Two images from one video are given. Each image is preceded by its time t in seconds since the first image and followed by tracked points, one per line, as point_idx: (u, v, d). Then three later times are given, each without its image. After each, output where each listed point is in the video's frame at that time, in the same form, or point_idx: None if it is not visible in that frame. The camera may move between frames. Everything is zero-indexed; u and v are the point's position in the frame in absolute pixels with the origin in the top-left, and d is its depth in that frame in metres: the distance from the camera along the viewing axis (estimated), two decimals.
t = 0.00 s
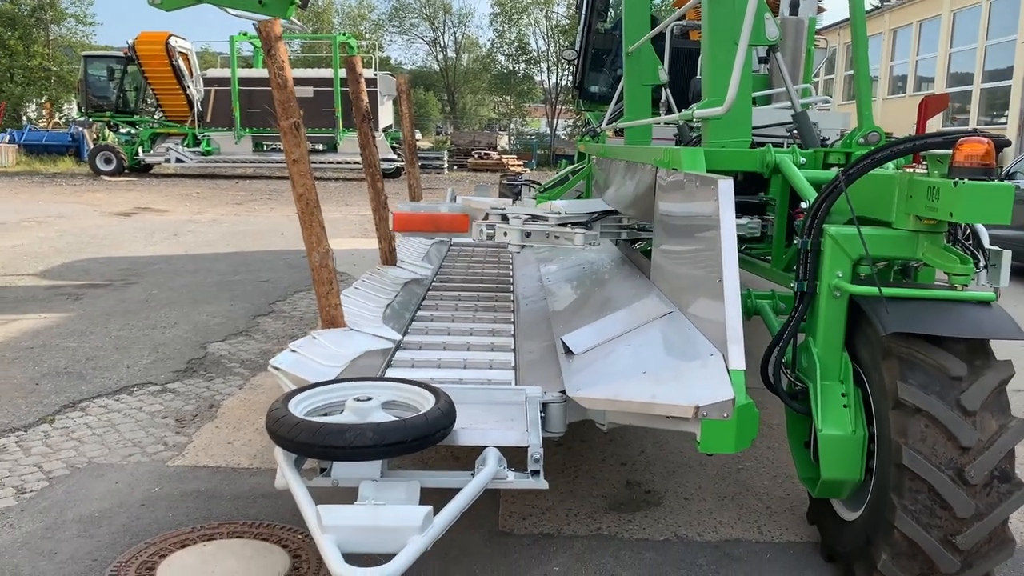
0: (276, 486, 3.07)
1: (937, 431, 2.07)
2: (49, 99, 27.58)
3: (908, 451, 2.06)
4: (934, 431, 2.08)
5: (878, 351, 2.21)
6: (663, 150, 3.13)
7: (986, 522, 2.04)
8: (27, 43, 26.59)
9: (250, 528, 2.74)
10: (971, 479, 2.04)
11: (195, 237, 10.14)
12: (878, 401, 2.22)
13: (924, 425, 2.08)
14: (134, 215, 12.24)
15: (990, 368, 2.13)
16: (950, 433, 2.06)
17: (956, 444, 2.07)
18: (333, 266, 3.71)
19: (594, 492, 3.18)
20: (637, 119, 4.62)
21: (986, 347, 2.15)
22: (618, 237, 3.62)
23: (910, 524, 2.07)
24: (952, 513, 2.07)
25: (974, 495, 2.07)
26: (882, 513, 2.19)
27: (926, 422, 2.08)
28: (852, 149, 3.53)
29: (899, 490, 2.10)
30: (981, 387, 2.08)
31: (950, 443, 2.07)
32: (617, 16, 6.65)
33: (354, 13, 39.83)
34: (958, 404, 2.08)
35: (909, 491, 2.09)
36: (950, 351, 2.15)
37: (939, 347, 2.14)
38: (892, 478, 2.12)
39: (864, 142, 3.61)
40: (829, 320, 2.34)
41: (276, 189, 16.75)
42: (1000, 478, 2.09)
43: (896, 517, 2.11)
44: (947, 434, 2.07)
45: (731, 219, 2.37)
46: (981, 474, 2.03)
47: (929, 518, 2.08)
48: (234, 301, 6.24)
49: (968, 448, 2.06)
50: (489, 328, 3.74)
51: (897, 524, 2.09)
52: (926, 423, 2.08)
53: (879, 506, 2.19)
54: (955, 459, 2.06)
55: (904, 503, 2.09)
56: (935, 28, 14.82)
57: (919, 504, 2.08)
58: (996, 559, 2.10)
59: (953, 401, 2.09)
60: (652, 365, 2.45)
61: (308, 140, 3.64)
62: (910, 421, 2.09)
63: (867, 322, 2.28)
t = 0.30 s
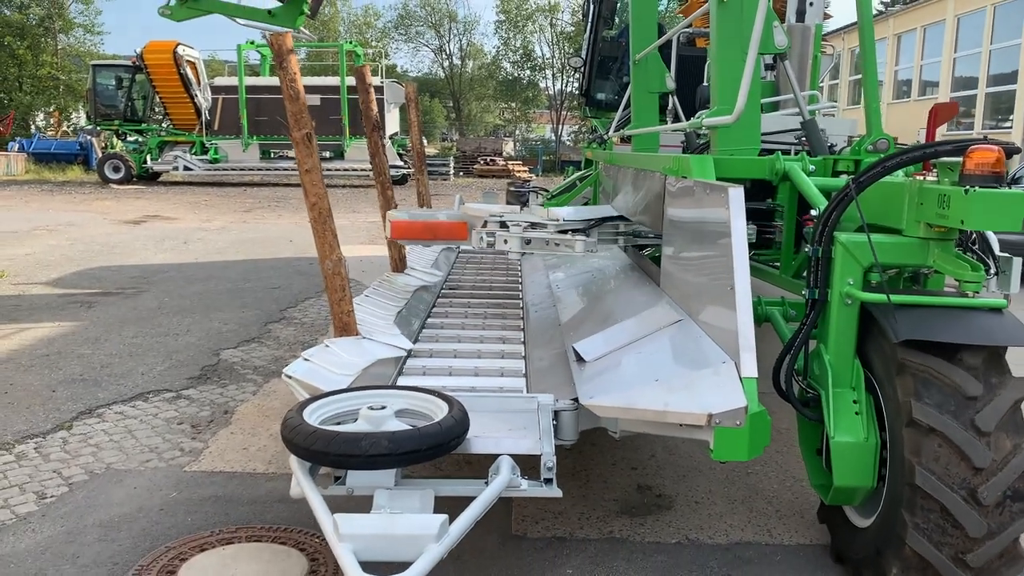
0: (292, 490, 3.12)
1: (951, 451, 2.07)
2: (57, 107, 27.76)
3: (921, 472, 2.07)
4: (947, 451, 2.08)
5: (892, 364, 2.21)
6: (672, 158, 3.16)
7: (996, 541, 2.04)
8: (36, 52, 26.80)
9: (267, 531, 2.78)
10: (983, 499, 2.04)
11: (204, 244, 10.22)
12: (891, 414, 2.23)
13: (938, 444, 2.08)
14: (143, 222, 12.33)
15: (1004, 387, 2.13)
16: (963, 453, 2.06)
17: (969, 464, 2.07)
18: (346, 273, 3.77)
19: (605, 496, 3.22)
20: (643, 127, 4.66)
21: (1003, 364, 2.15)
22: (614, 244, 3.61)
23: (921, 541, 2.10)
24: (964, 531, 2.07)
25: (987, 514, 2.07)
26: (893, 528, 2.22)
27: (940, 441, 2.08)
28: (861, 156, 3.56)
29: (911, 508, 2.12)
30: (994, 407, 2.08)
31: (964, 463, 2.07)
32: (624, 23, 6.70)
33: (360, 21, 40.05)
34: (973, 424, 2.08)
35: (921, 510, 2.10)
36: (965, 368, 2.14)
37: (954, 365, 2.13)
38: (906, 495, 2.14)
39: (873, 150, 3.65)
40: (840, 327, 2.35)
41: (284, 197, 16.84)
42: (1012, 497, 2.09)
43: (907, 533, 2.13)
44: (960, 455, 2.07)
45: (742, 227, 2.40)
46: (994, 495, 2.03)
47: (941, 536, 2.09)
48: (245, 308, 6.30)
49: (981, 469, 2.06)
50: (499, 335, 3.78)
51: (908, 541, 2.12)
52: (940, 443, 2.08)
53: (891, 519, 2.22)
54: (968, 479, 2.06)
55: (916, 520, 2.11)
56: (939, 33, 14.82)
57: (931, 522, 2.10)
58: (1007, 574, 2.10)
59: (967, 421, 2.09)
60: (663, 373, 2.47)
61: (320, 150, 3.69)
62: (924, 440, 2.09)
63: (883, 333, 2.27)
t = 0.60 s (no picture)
0: (304, 496, 3.15)
1: (963, 468, 2.12)
2: (53, 118, 27.74)
3: (933, 488, 2.12)
4: (959, 467, 2.12)
5: (906, 377, 2.25)
6: (677, 165, 3.20)
7: (1004, 555, 2.08)
8: (31, 64, 26.82)
9: (281, 536, 2.82)
10: (994, 515, 2.08)
11: (204, 254, 10.25)
12: (903, 424, 2.27)
13: (950, 461, 2.12)
14: (142, 232, 12.35)
15: (1018, 404, 2.16)
16: (975, 469, 2.11)
17: (981, 481, 2.11)
18: (354, 280, 3.79)
19: (614, 499, 3.26)
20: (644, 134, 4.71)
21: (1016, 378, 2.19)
22: (603, 249, 3.71)
23: (930, 554, 2.16)
24: (974, 546, 2.11)
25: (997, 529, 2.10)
26: (903, 538, 2.27)
27: (953, 458, 2.12)
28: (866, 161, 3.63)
29: (922, 521, 2.17)
30: (1008, 424, 2.12)
31: (975, 480, 2.11)
32: (622, 30, 6.77)
33: (355, 30, 40.20)
34: (985, 441, 2.12)
35: (931, 524, 2.15)
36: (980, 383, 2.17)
37: (969, 380, 2.16)
38: (917, 508, 2.19)
39: (878, 155, 3.68)
40: (850, 332, 2.38)
41: (282, 206, 16.88)
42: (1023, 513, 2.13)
43: (917, 545, 2.19)
44: (972, 471, 2.12)
45: (750, 232, 2.41)
46: (1005, 511, 2.08)
47: (950, 550, 2.14)
48: (248, 317, 6.33)
49: (992, 485, 2.10)
50: (506, 343, 3.82)
51: (918, 554, 2.18)
52: (952, 459, 2.12)
53: (901, 528, 2.27)
54: (979, 495, 2.11)
55: (926, 534, 2.17)
56: (933, 38, 14.97)
57: (940, 536, 2.15)
58: None
59: (979, 438, 2.13)
60: (674, 379, 2.51)
61: (328, 159, 3.73)
62: (937, 457, 2.14)
63: (897, 343, 2.30)
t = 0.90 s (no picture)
0: (308, 488, 3.19)
1: (963, 473, 2.14)
2: (41, 118, 27.56)
3: (933, 492, 2.15)
4: (959, 473, 2.14)
5: (909, 379, 2.25)
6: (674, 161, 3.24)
7: (1000, 556, 2.12)
8: (19, 63, 26.67)
9: (287, 527, 2.86)
10: (992, 520, 2.11)
11: (198, 253, 10.25)
12: (904, 423, 2.29)
13: (951, 466, 2.15)
14: (134, 232, 12.32)
15: (1019, 409, 2.17)
16: (975, 475, 2.13)
17: (980, 486, 2.13)
18: (355, 276, 3.87)
19: (614, 489, 3.32)
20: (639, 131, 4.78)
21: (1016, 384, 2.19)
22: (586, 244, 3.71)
23: (927, 554, 2.20)
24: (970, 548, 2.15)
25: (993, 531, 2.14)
26: (902, 536, 2.32)
27: (953, 463, 2.14)
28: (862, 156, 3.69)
29: (920, 522, 2.21)
30: (1009, 430, 2.13)
31: (974, 485, 2.14)
32: (614, 28, 6.85)
33: (345, 29, 40.17)
34: (985, 446, 2.14)
35: (929, 525, 2.19)
36: (983, 389, 2.18)
37: (972, 386, 2.17)
38: (916, 510, 2.22)
39: (873, 150, 3.77)
40: (850, 326, 2.42)
41: (274, 205, 16.86)
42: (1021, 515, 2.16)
43: (915, 545, 2.24)
44: (972, 476, 2.14)
45: (751, 229, 2.43)
46: (1003, 516, 2.11)
47: (948, 550, 2.18)
48: (245, 315, 6.35)
49: (991, 490, 2.12)
50: (505, 340, 3.81)
51: (915, 553, 2.23)
52: (953, 464, 2.14)
53: (899, 525, 2.32)
54: (978, 499, 2.13)
55: (924, 535, 2.21)
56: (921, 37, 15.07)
57: (937, 537, 2.19)
58: None
59: (981, 444, 2.14)
60: (675, 373, 2.55)
61: (329, 155, 3.78)
62: (937, 462, 2.16)
63: (900, 342, 2.30)
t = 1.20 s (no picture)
0: (306, 474, 3.23)
1: (957, 477, 2.17)
2: (30, 108, 27.32)
3: (926, 496, 2.18)
4: (953, 477, 2.17)
5: (907, 380, 2.27)
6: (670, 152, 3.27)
7: (989, 556, 2.18)
8: (7, 52, 26.41)
9: (286, 512, 2.90)
10: (983, 523, 2.15)
11: (190, 243, 10.23)
12: (900, 421, 2.31)
13: (945, 470, 2.17)
14: (125, 222, 12.28)
15: (1016, 414, 2.17)
16: (969, 480, 2.15)
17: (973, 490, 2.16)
18: (353, 265, 3.89)
19: (608, 475, 3.37)
20: (634, 123, 4.81)
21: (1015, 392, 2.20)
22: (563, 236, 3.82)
23: (918, 553, 2.26)
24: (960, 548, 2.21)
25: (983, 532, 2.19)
26: (894, 532, 2.37)
27: (947, 467, 2.17)
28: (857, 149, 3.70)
29: (912, 522, 2.26)
30: (1005, 437, 2.14)
31: (968, 489, 2.17)
32: (609, 20, 6.84)
33: (337, 20, 39.99)
34: (980, 452, 2.16)
35: (921, 526, 2.24)
36: (982, 394, 2.18)
37: (970, 392, 2.17)
38: (909, 509, 2.26)
39: (869, 142, 3.79)
40: (847, 315, 2.44)
41: (265, 196, 16.82)
42: (1013, 518, 2.19)
43: (906, 543, 2.29)
44: (966, 481, 2.16)
45: (749, 219, 2.46)
46: (994, 520, 2.14)
47: (938, 550, 2.23)
48: (239, 305, 6.37)
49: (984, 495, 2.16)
50: (501, 331, 3.71)
51: (906, 551, 2.28)
52: (947, 469, 2.17)
53: (892, 522, 2.37)
54: (970, 503, 2.17)
55: (915, 535, 2.26)
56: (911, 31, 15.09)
57: (928, 537, 2.24)
58: None
59: (976, 450, 2.16)
60: (672, 363, 2.54)
61: (328, 145, 3.83)
62: (932, 466, 2.18)
63: (900, 341, 2.31)
